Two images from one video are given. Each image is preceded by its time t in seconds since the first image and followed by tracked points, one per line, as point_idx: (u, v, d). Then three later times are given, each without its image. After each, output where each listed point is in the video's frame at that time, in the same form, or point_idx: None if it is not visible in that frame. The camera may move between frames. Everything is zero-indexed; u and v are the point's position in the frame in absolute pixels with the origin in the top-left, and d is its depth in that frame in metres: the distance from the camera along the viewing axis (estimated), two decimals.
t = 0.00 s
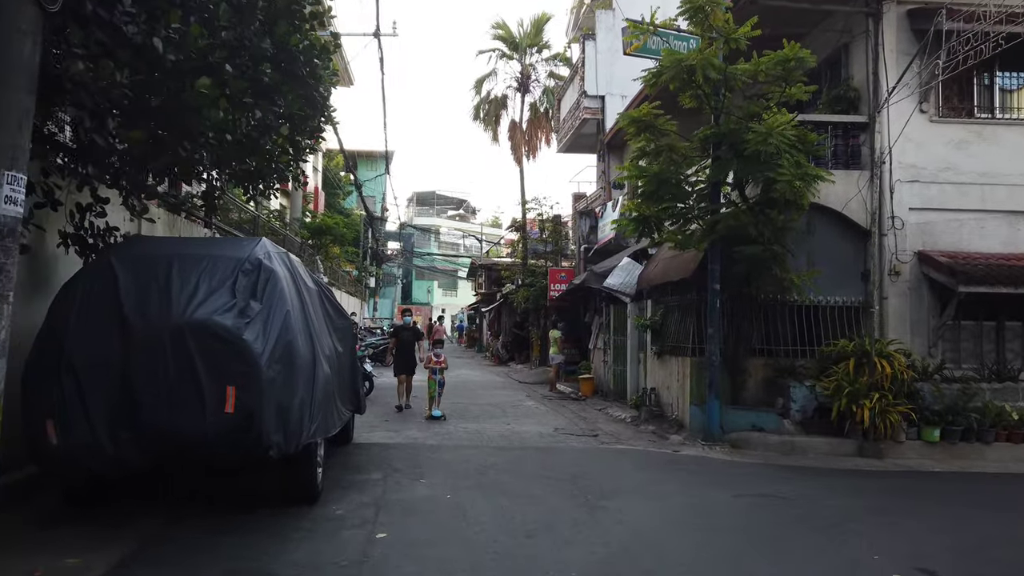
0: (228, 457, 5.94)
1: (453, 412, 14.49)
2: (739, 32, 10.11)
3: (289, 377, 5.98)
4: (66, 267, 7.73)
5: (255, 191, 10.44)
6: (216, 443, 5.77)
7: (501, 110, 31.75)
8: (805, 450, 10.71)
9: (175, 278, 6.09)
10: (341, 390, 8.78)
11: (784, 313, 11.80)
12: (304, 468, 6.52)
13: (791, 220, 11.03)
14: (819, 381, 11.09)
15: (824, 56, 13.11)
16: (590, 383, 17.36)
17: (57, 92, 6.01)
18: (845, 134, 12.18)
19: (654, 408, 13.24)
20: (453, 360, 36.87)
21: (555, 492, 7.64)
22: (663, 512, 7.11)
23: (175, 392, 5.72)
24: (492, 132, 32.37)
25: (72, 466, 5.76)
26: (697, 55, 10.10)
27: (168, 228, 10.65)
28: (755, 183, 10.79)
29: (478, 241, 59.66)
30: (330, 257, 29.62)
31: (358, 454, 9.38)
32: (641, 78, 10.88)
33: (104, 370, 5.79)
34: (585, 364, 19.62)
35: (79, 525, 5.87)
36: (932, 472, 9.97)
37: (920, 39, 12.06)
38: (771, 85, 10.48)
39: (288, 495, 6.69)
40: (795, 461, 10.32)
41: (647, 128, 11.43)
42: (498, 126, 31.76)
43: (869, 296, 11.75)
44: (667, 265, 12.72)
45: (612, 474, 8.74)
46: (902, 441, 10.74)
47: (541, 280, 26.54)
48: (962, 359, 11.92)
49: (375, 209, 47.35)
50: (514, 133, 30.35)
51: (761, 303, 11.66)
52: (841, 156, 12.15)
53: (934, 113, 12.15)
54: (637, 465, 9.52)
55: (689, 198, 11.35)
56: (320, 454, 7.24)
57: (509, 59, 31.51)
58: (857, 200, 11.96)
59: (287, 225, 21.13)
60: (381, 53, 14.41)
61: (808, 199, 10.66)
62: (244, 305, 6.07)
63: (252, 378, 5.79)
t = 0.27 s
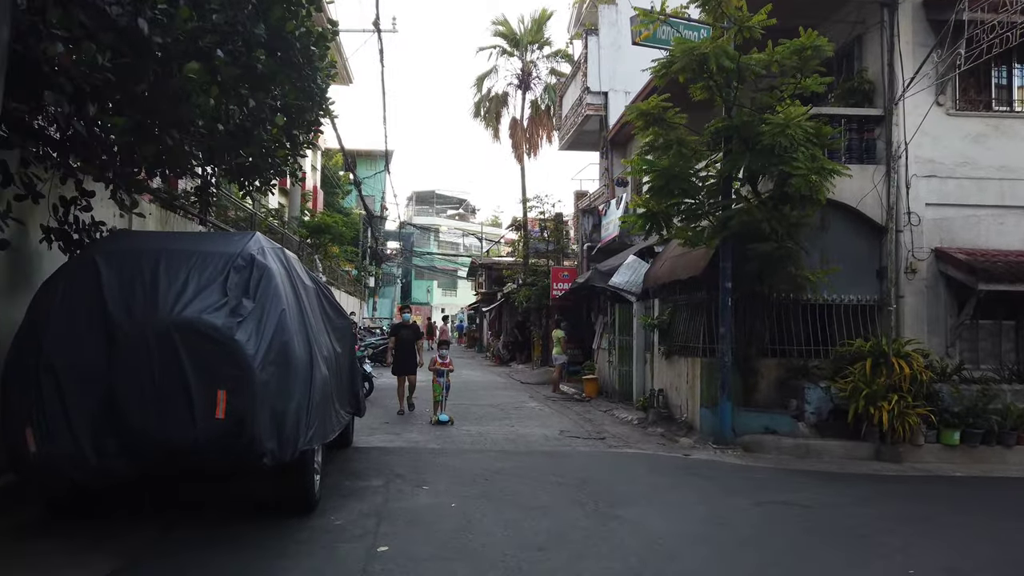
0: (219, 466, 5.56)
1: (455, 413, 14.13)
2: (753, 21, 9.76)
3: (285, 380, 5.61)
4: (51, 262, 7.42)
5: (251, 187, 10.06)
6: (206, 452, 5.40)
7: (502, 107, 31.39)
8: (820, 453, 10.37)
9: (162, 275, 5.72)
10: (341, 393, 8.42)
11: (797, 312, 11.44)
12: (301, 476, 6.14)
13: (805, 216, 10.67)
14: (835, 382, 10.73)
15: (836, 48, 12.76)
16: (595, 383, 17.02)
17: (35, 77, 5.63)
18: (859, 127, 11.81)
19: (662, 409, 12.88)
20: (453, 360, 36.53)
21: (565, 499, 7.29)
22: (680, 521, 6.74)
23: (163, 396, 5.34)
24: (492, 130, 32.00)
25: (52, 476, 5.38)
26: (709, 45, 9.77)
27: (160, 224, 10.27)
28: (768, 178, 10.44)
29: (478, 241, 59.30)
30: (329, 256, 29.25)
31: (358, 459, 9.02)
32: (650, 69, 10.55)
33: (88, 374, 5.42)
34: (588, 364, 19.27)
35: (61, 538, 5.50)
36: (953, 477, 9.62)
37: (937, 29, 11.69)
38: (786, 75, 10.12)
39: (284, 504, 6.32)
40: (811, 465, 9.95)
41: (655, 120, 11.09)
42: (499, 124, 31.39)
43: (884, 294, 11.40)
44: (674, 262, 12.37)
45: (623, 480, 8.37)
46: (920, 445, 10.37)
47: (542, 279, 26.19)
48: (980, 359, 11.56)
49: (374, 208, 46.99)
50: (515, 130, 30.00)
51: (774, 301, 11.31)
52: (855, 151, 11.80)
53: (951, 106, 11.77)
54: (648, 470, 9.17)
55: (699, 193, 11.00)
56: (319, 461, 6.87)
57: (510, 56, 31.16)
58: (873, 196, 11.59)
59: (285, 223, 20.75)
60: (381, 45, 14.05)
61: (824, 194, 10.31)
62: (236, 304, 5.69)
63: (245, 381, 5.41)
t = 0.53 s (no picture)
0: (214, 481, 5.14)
1: (460, 417, 13.72)
2: (774, 8, 9.36)
3: (284, 388, 5.20)
4: (37, 259, 7.03)
5: (249, 182, 9.65)
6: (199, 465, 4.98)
7: (504, 104, 30.96)
8: (843, 459, 9.97)
9: (152, 273, 5.28)
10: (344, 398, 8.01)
11: (817, 313, 11.05)
12: (303, 489, 5.72)
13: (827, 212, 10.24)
14: (857, 385, 10.32)
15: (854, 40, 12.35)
16: (602, 386, 16.61)
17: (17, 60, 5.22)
18: (881, 121, 11.40)
19: (674, 413, 12.47)
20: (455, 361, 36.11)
21: (582, 511, 6.88)
22: (708, 535, 6.33)
23: (153, 404, 4.94)
24: (495, 127, 31.56)
25: (34, 490, 4.98)
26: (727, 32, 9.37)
27: (155, 220, 9.87)
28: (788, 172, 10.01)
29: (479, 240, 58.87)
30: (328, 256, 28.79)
31: (362, 467, 8.61)
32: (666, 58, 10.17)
33: (74, 380, 5.01)
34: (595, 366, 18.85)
35: (45, 556, 5.09)
36: (983, 485, 9.22)
37: (961, 19, 11.27)
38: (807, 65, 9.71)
39: (285, 519, 5.90)
40: (834, 473, 9.55)
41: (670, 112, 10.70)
42: (501, 121, 30.96)
43: (908, 294, 11.00)
44: (687, 260, 11.97)
45: (642, 489, 7.96)
46: (946, 451, 9.96)
47: (546, 279, 25.77)
48: (1006, 361, 11.14)
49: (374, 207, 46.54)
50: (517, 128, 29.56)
51: (793, 301, 10.91)
52: (876, 146, 11.41)
53: (975, 99, 11.35)
54: (665, 478, 8.76)
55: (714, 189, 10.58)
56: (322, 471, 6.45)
57: (513, 52, 30.71)
58: (895, 191, 11.18)
59: (285, 222, 20.31)
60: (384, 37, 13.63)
61: (848, 189, 9.91)
62: (232, 304, 5.26)
63: (241, 387, 4.98)
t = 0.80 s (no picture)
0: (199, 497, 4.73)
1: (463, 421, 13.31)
2: None
3: (277, 395, 4.79)
4: (16, 256, 6.62)
5: (245, 178, 9.26)
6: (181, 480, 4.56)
7: (505, 102, 30.54)
8: (862, 466, 9.57)
9: (136, 270, 4.89)
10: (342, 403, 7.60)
11: (833, 314, 10.66)
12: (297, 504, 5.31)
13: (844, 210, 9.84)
14: (876, 389, 9.93)
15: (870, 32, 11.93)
16: (607, 388, 16.21)
17: None
18: (899, 115, 11.01)
19: (684, 418, 12.07)
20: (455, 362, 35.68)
21: (594, 525, 6.47)
22: (731, 552, 5.91)
23: (133, 413, 4.54)
24: (495, 125, 31.14)
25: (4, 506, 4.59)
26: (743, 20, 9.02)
27: (146, 216, 9.48)
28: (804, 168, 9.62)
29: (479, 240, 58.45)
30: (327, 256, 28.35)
31: (361, 476, 8.20)
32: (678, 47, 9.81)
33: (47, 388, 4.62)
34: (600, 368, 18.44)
35: None
36: (1010, 493, 8.81)
37: (983, 9, 10.84)
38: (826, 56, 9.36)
39: (278, 535, 5.50)
40: (854, 481, 9.14)
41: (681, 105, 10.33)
42: (502, 119, 30.54)
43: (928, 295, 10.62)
44: (697, 259, 11.58)
45: (656, 500, 7.55)
46: (970, 458, 9.53)
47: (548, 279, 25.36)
48: None
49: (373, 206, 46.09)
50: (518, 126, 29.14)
51: (809, 302, 10.52)
52: (893, 142, 11.01)
53: (996, 93, 10.91)
54: (679, 487, 8.35)
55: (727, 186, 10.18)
56: (318, 483, 6.05)
57: (514, 49, 30.29)
58: (914, 188, 10.78)
59: (282, 220, 19.87)
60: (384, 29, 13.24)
61: (869, 185, 9.51)
62: (222, 304, 4.86)
63: (230, 395, 4.58)
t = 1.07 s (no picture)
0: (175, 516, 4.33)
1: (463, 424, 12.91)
2: None
3: (261, 402, 4.40)
4: None
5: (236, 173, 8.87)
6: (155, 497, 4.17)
7: (505, 99, 30.13)
8: (879, 472, 9.19)
9: (107, 268, 4.49)
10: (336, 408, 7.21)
11: (847, 313, 10.32)
12: (286, 519, 4.91)
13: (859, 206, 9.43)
14: (893, 391, 9.55)
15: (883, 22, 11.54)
16: (610, 390, 15.82)
17: None
18: (914, 107, 10.62)
19: (691, 421, 11.69)
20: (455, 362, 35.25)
21: (603, 538, 6.09)
22: (750, 568, 5.53)
23: (103, 422, 4.15)
24: (495, 122, 30.71)
25: None
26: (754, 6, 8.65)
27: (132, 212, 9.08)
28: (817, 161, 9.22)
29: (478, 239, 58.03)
30: (325, 255, 27.89)
31: (356, 484, 7.81)
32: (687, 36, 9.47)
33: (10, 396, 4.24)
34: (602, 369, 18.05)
35: None
36: None
37: None
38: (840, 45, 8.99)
39: (266, 552, 5.11)
40: (871, 488, 8.76)
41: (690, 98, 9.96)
42: (501, 116, 30.12)
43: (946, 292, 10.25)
44: (703, 257, 11.17)
45: (667, 510, 7.16)
46: (992, 463, 9.15)
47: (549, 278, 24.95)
48: None
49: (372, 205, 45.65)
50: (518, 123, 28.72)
51: (823, 300, 10.15)
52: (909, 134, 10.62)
53: (1016, 85, 10.47)
54: (690, 495, 7.96)
55: (736, 181, 9.79)
56: (309, 495, 5.66)
57: (514, 46, 29.86)
58: (931, 182, 10.41)
59: (279, 218, 19.44)
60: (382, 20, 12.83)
61: (887, 179, 9.13)
62: (200, 305, 4.47)
63: (208, 404, 4.18)
